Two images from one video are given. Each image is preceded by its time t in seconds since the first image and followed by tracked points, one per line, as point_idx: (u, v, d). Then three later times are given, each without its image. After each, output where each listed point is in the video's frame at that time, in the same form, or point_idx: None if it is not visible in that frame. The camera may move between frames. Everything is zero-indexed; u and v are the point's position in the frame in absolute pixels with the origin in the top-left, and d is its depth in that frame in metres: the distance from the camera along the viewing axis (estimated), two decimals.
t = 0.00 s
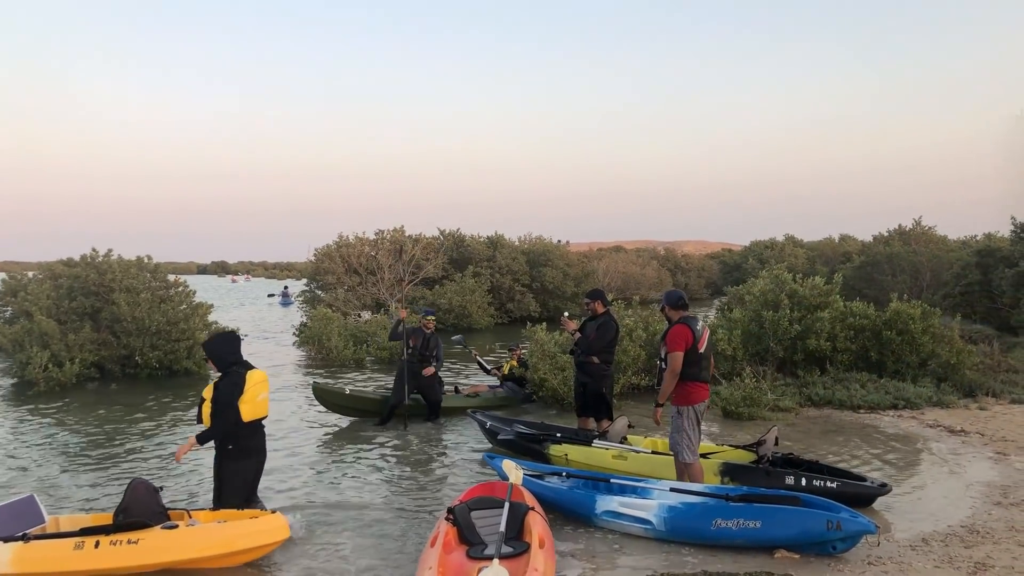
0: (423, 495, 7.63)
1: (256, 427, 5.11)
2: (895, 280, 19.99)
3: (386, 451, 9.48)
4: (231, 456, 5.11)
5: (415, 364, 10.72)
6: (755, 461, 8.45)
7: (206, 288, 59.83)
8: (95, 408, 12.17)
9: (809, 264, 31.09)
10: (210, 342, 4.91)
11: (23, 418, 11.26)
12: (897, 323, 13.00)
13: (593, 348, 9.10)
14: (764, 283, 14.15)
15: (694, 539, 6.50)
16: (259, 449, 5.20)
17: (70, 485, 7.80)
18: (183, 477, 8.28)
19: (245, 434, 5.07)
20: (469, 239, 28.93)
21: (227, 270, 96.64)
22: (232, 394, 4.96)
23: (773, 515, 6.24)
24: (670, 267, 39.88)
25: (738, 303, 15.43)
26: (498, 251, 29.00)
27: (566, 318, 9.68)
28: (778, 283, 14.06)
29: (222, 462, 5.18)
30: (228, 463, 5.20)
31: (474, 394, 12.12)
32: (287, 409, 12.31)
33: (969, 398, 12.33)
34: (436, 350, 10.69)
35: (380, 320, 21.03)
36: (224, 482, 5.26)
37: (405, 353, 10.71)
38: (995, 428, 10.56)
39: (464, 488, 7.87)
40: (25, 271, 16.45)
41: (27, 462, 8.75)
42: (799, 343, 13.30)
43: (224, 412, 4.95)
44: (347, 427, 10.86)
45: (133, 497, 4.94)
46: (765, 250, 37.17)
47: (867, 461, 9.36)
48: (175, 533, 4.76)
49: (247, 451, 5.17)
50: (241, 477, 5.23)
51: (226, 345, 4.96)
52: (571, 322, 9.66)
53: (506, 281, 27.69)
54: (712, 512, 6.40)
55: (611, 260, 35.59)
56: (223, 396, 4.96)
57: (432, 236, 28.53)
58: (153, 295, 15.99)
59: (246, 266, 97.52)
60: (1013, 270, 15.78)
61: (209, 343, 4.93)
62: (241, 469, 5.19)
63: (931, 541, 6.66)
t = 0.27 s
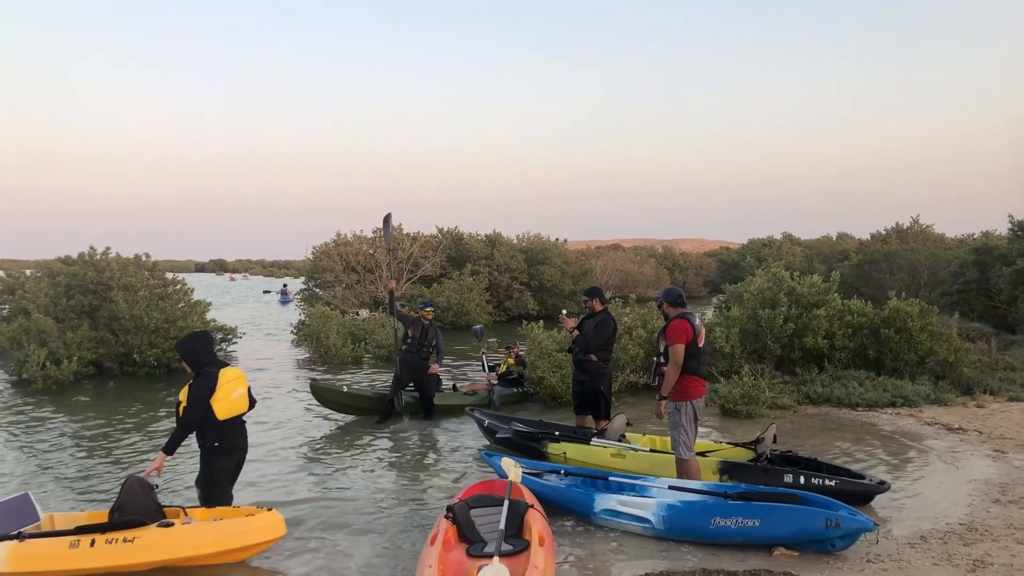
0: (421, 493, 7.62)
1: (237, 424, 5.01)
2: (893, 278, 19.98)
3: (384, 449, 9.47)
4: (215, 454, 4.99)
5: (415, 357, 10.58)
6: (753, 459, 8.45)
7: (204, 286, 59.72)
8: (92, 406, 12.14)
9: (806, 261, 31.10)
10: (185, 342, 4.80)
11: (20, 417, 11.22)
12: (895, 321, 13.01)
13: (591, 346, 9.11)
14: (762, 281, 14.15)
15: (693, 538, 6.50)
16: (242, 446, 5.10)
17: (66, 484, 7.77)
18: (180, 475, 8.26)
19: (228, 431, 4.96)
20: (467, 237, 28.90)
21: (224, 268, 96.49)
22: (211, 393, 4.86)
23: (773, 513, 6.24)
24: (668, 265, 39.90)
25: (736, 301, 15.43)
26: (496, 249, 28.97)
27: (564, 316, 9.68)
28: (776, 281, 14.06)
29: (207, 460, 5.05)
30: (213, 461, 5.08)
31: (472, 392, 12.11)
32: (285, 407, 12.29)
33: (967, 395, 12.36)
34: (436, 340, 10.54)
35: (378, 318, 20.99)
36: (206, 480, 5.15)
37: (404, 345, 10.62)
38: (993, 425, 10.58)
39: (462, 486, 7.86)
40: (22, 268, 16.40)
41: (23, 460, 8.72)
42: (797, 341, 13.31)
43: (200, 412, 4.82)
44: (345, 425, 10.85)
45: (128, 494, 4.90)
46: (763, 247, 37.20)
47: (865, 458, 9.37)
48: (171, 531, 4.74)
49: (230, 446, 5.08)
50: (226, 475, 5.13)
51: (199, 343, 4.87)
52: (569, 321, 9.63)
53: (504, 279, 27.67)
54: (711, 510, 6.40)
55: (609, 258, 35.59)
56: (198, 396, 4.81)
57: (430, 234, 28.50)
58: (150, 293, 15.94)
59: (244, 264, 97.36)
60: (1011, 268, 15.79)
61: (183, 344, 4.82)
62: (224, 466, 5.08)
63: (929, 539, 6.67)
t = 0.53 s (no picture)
0: (421, 491, 7.61)
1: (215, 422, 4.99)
2: (892, 276, 19.98)
3: (384, 447, 9.44)
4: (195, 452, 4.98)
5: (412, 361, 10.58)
6: (753, 458, 8.45)
7: (203, 284, 59.66)
8: (91, 404, 12.14)
9: (806, 260, 31.10)
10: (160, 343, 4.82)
11: (19, 415, 11.21)
12: (894, 319, 13.00)
13: (589, 344, 9.11)
14: (762, 279, 14.15)
15: (693, 536, 6.49)
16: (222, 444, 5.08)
17: (65, 482, 7.75)
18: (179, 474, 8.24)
19: (206, 429, 4.95)
20: (467, 235, 28.88)
21: (223, 266, 96.40)
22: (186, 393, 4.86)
23: (773, 511, 6.24)
24: (667, 263, 39.89)
25: (735, 299, 15.41)
26: (495, 247, 28.96)
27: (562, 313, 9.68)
28: (775, 279, 14.05)
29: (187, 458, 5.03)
30: (191, 461, 5.05)
31: (471, 389, 12.11)
32: (285, 405, 12.28)
33: (966, 393, 12.36)
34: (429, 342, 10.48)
35: (377, 316, 20.98)
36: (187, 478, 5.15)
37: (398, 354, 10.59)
38: (992, 424, 10.58)
39: (462, 484, 7.85)
40: (21, 266, 16.37)
41: (22, 458, 8.70)
42: (796, 339, 13.31)
43: (178, 413, 4.87)
44: (343, 423, 10.89)
45: (126, 493, 4.86)
46: (762, 246, 37.19)
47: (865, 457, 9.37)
48: (168, 530, 4.72)
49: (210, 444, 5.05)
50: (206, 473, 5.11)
51: (170, 345, 4.90)
52: (568, 318, 9.63)
53: (503, 277, 27.65)
54: (711, 508, 6.40)
55: (608, 256, 35.56)
56: (175, 397, 4.88)
57: (429, 232, 28.48)
58: (150, 291, 15.92)
59: (243, 262, 97.28)
60: (1010, 266, 15.79)
61: (154, 346, 4.84)
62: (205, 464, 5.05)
63: (930, 537, 6.66)
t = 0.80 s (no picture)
0: (421, 491, 7.56)
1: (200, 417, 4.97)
2: (893, 275, 19.96)
3: (385, 447, 9.41)
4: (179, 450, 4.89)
5: (403, 363, 10.59)
6: (755, 457, 8.41)
7: (203, 283, 59.62)
8: (91, 403, 12.13)
9: (806, 259, 31.06)
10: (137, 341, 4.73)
11: (18, 414, 11.17)
12: (896, 318, 12.97)
13: (590, 343, 9.06)
14: (763, 278, 14.12)
15: (695, 536, 6.45)
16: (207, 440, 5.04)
17: (63, 482, 7.72)
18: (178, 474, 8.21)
19: (192, 425, 4.91)
20: (467, 234, 28.86)
21: (224, 265, 96.35)
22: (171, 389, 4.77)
23: (776, 511, 6.20)
24: (668, 262, 39.85)
25: (736, 299, 15.38)
26: (495, 246, 28.93)
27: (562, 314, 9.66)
28: (776, 278, 14.02)
29: (167, 458, 4.91)
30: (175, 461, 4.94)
31: (471, 389, 12.06)
32: (285, 404, 12.25)
33: (968, 393, 12.32)
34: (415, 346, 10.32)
35: (378, 315, 20.94)
36: (165, 482, 5.00)
37: (387, 353, 10.50)
38: (995, 423, 10.54)
39: (462, 484, 7.80)
40: (21, 265, 16.34)
41: (21, 458, 8.67)
42: (797, 338, 13.27)
43: (165, 409, 4.74)
44: (340, 423, 10.80)
45: (121, 493, 4.82)
46: (762, 245, 37.17)
47: (867, 456, 9.34)
48: (165, 530, 4.69)
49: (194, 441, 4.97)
50: (189, 473, 5.00)
51: (147, 343, 4.81)
52: (569, 317, 9.60)
53: (503, 276, 27.61)
54: (713, 508, 6.36)
55: (608, 255, 35.52)
56: (157, 395, 4.74)
57: (429, 231, 28.46)
58: (149, 291, 15.90)
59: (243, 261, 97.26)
60: (1012, 265, 15.75)
61: (131, 346, 4.73)
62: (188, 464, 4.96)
63: (933, 537, 6.63)
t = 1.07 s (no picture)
0: (421, 491, 7.55)
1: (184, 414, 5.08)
2: (894, 274, 19.95)
3: (385, 446, 9.40)
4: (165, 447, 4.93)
5: (402, 363, 10.61)
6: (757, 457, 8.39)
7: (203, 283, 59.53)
8: (91, 402, 12.13)
9: (807, 258, 31.03)
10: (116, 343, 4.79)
11: (19, 413, 11.18)
12: (897, 317, 12.95)
13: (591, 343, 9.05)
14: (763, 278, 14.10)
15: (697, 535, 6.44)
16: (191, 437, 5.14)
17: (64, 481, 7.72)
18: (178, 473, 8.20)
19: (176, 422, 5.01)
20: (467, 234, 28.85)
21: (224, 264, 96.30)
22: (157, 386, 4.83)
23: (778, 510, 6.19)
24: (668, 261, 39.82)
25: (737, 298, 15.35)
26: (496, 245, 28.91)
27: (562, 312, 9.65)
28: (777, 278, 14.00)
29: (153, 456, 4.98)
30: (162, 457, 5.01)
31: (470, 388, 12.03)
32: (286, 403, 12.24)
33: (970, 392, 12.31)
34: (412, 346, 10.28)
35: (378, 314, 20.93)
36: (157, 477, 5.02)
37: (385, 353, 10.51)
38: (996, 422, 10.53)
39: (463, 483, 7.80)
40: (22, 264, 16.33)
41: (21, 457, 8.67)
42: (798, 337, 13.27)
43: (155, 406, 4.79)
44: (336, 422, 10.77)
45: (126, 491, 4.78)
46: (763, 244, 37.14)
47: (868, 455, 9.33)
48: (159, 530, 4.68)
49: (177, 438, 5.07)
50: (172, 471, 5.04)
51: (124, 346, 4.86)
52: (570, 316, 9.60)
53: (504, 276, 27.60)
54: (715, 507, 6.35)
55: (609, 254, 35.49)
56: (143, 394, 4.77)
57: (430, 230, 28.45)
58: (150, 290, 15.90)
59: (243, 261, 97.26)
60: (1013, 264, 15.73)
61: (112, 347, 4.76)
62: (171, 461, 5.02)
63: (936, 536, 6.62)
